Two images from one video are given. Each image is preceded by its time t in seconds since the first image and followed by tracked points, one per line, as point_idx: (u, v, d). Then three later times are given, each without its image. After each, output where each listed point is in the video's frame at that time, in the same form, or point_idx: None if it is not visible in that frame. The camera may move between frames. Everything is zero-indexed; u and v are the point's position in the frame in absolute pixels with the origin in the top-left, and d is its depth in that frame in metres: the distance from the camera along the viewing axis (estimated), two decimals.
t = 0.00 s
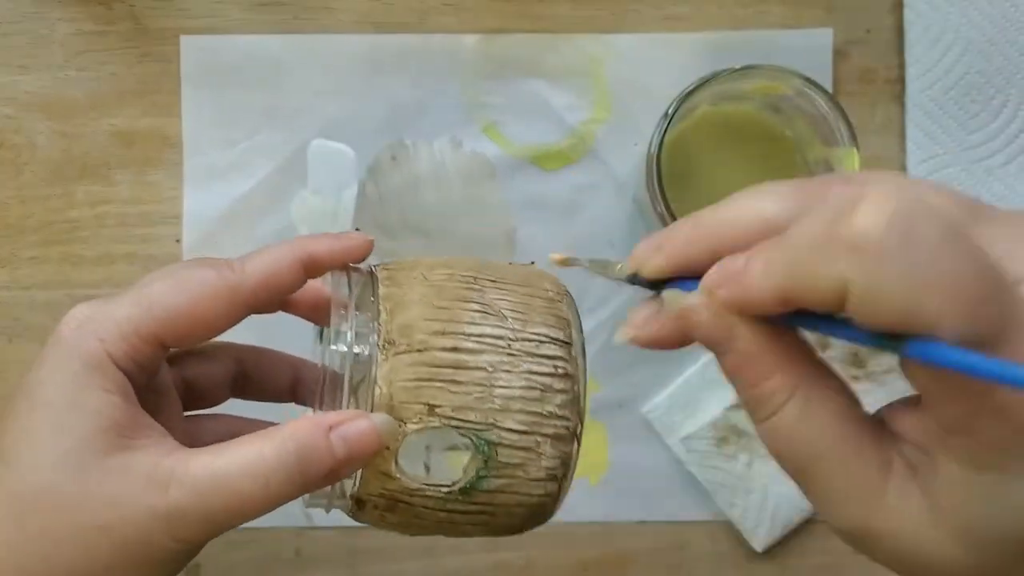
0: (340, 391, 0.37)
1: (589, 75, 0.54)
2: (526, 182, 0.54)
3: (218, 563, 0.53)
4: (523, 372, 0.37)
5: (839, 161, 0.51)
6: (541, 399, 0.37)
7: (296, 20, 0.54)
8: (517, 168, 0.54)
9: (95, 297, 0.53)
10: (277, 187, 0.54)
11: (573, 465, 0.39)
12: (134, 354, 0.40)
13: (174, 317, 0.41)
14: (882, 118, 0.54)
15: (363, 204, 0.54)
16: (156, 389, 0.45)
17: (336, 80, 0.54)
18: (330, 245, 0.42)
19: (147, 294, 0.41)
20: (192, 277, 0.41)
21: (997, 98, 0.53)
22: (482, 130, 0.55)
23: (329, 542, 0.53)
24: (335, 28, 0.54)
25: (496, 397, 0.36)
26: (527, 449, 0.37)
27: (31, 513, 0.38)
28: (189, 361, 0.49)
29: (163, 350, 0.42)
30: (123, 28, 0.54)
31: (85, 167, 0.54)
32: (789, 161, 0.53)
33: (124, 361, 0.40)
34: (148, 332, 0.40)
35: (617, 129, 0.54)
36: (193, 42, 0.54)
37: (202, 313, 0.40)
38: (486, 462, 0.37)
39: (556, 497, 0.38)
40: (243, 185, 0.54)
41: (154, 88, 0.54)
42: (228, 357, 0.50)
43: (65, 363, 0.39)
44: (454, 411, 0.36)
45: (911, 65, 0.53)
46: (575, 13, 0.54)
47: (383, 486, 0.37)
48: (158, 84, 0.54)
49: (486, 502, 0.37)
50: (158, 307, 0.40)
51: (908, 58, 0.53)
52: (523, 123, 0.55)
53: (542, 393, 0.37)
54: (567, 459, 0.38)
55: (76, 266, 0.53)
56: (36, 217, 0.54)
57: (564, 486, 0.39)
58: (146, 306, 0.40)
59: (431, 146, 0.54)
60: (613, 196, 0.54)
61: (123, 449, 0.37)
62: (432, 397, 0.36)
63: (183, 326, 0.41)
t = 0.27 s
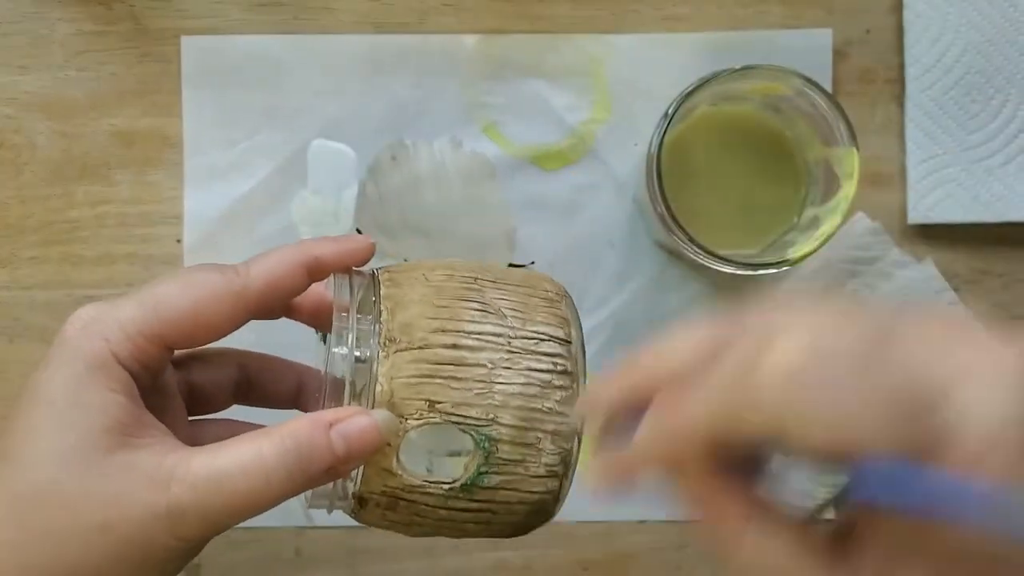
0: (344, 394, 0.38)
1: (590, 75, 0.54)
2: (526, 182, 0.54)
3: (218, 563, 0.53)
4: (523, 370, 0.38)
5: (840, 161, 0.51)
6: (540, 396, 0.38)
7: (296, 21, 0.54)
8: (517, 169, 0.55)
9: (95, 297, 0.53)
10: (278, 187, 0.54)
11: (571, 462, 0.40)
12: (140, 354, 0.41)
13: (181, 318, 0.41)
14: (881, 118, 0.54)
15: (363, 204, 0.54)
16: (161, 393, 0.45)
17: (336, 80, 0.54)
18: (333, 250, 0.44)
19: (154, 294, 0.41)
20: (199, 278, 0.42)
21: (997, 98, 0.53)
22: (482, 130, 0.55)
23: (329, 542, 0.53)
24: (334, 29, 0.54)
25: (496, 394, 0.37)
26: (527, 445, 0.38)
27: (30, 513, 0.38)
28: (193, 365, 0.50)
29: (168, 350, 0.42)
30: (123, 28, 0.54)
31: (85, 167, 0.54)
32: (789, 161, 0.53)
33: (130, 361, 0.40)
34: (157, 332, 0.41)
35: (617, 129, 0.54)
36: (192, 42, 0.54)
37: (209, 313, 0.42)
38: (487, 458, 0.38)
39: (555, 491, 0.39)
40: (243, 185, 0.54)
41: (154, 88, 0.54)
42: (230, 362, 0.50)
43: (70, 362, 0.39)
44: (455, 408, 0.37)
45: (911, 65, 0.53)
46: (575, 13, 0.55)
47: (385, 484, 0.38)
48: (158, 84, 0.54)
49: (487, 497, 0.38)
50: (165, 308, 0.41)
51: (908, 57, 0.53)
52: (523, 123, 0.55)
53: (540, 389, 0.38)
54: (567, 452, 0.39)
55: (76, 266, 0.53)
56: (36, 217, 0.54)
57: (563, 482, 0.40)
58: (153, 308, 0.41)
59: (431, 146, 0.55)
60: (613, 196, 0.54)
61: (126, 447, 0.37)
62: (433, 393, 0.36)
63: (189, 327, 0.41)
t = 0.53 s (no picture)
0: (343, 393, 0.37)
1: (589, 75, 0.55)
2: (527, 182, 0.55)
3: (220, 562, 0.53)
4: (514, 365, 0.37)
5: (839, 161, 0.51)
6: (530, 391, 0.37)
7: (297, 21, 0.55)
8: (517, 169, 0.55)
9: (97, 297, 0.53)
10: (279, 188, 0.54)
11: (563, 459, 0.39)
12: (138, 353, 0.41)
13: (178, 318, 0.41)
14: (882, 119, 0.54)
15: (364, 204, 0.54)
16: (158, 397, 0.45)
17: (337, 81, 0.54)
18: (328, 249, 0.43)
19: (151, 295, 0.41)
20: (195, 280, 0.41)
21: (997, 98, 0.53)
22: (482, 130, 0.55)
23: (330, 541, 0.53)
24: (335, 30, 0.54)
25: (486, 388, 0.37)
26: (518, 439, 0.37)
27: (32, 511, 0.38)
28: (192, 369, 0.50)
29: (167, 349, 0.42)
30: (124, 29, 0.54)
31: (87, 167, 0.54)
32: (788, 161, 0.53)
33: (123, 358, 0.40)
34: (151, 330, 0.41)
35: (617, 130, 0.55)
36: (193, 43, 0.54)
37: (205, 314, 0.41)
38: (478, 452, 0.37)
39: (547, 489, 0.38)
40: (245, 185, 0.54)
41: (155, 89, 0.54)
42: (229, 365, 0.50)
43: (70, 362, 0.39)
44: (445, 402, 0.36)
45: (910, 65, 0.54)
46: (575, 13, 0.55)
47: (377, 479, 0.37)
48: (159, 85, 0.54)
49: (477, 494, 0.37)
50: (161, 308, 0.41)
51: (907, 57, 0.54)
52: (523, 123, 0.55)
53: (531, 384, 0.37)
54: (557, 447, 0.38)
55: (78, 267, 0.54)
56: (38, 218, 0.54)
57: (555, 479, 0.39)
58: (151, 308, 0.41)
59: (431, 146, 0.55)
60: (613, 196, 0.55)
61: (125, 446, 0.37)
62: (422, 387, 0.36)
63: (184, 328, 0.41)
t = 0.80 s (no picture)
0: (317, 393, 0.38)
1: (590, 75, 0.55)
2: (527, 182, 0.55)
3: (220, 562, 0.53)
4: (483, 355, 0.37)
5: (841, 160, 0.51)
6: (501, 379, 0.37)
7: (298, 21, 0.55)
8: (518, 169, 0.55)
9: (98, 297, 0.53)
10: (280, 188, 0.54)
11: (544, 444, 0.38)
12: (103, 360, 0.40)
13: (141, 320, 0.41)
14: (883, 118, 0.54)
15: (365, 204, 0.54)
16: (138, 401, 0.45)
17: (337, 81, 0.54)
18: (290, 241, 0.44)
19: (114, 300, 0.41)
20: (156, 281, 0.41)
21: (998, 97, 0.53)
22: (482, 130, 0.55)
23: (331, 541, 0.53)
24: (336, 29, 0.54)
25: (455, 380, 0.36)
26: (490, 430, 0.36)
27: None
28: (172, 371, 0.50)
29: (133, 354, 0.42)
30: (124, 29, 0.54)
31: (88, 167, 0.54)
32: (789, 162, 0.53)
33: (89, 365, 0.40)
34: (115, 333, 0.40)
35: (618, 129, 0.55)
36: (194, 43, 0.54)
37: (165, 311, 0.41)
38: (451, 445, 0.36)
39: (529, 477, 0.37)
40: (246, 185, 0.54)
41: (155, 89, 0.54)
42: (211, 364, 0.50)
43: (33, 372, 0.39)
44: (412, 397, 0.36)
45: (911, 65, 0.54)
46: (576, 13, 0.55)
47: (351, 477, 0.37)
48: (159, 85, 0.54)
49: (455, 486, 0.37)
50: (125, 313, 0.40)
51: (907, 58, 0.54)
52: (524, 123, 0.55)
53: (501, 372, 0.37)
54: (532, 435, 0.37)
55: (78, 267, 0.54)
56: (39, 218, 0.54)
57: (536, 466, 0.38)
58: (114, 311, 0.40)
59: (432, 146, 0.55)
60: (613, 196, 0.55)
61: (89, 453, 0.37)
62: (389, 383, 0.36)
63: (148, 332, 0.41)
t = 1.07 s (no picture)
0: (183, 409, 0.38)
1: (591, 75, 0.54)
2: (528, 181, 0.54)
3: (220, 563, 0.53)
4: (330, 344, 0.34)
5: (843, 160, 0.51)
6: (352, 364, 0.33)
7: (299, 20, 0.54)
8: (518, 169, 0.54)
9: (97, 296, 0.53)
10: (279, 187, 0.54)
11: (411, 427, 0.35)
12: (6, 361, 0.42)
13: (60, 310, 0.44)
14: (885, 118, 0.54)
15: (365, 204, 0.54)
16: None
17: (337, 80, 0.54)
18: (131, 247, 0.45)
19: None
20: None
21: (1000, 98, 0.53)
22: (483, 130, 0.55)
23: (331, 542, 0.53)
24: (336, 28, 0.54)
25: (301, 375, 0.33)
26: (346, 420, 0.33)
27: None
28: (64, 398, 0.50)
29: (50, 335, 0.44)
30: (124, 28, 0.54)
31: (87, 167, 0.54)
32: (790, 161, 0.53)
33: None
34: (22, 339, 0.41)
35: (618, 129, 0.54)
36: (193, 42, 0.54)
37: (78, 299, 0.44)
38: (308, 440, 0.33)
39: (403, 459, 0.34)
40: (245, 185, 0.54)
41: (155, 89, 0.54)
42: (100, 382, 0.49)
43: None
44: (258, 396, 0.33)
45: (913, 64, 0.53)
46: (577, 12, 0.54)
47: (215, 482, 0.35)
48: (159, 85, 0.54)
49: (326, 480, 0.34)
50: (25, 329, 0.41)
51: (909, 57, 0.54)
52: (524, 122, 0.55)
53: (351, 358, 0.34)
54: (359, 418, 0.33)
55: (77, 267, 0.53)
56: (38, 218, 0.54)
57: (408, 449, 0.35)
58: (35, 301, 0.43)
59: (432, 145, 0.55)
60: (614, 196, 0.54)
61: None
62: (229, 385, 0.34)
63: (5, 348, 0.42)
